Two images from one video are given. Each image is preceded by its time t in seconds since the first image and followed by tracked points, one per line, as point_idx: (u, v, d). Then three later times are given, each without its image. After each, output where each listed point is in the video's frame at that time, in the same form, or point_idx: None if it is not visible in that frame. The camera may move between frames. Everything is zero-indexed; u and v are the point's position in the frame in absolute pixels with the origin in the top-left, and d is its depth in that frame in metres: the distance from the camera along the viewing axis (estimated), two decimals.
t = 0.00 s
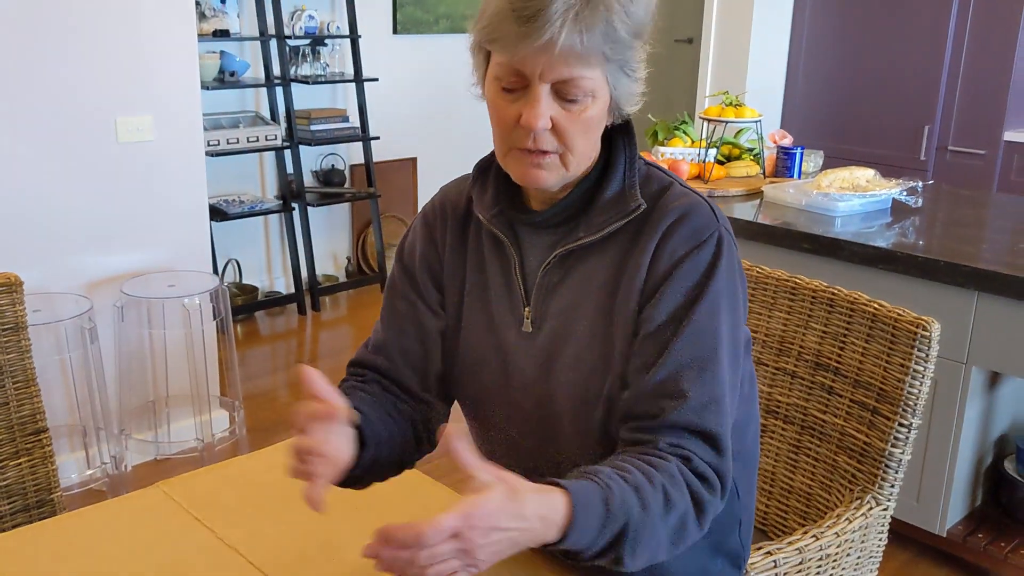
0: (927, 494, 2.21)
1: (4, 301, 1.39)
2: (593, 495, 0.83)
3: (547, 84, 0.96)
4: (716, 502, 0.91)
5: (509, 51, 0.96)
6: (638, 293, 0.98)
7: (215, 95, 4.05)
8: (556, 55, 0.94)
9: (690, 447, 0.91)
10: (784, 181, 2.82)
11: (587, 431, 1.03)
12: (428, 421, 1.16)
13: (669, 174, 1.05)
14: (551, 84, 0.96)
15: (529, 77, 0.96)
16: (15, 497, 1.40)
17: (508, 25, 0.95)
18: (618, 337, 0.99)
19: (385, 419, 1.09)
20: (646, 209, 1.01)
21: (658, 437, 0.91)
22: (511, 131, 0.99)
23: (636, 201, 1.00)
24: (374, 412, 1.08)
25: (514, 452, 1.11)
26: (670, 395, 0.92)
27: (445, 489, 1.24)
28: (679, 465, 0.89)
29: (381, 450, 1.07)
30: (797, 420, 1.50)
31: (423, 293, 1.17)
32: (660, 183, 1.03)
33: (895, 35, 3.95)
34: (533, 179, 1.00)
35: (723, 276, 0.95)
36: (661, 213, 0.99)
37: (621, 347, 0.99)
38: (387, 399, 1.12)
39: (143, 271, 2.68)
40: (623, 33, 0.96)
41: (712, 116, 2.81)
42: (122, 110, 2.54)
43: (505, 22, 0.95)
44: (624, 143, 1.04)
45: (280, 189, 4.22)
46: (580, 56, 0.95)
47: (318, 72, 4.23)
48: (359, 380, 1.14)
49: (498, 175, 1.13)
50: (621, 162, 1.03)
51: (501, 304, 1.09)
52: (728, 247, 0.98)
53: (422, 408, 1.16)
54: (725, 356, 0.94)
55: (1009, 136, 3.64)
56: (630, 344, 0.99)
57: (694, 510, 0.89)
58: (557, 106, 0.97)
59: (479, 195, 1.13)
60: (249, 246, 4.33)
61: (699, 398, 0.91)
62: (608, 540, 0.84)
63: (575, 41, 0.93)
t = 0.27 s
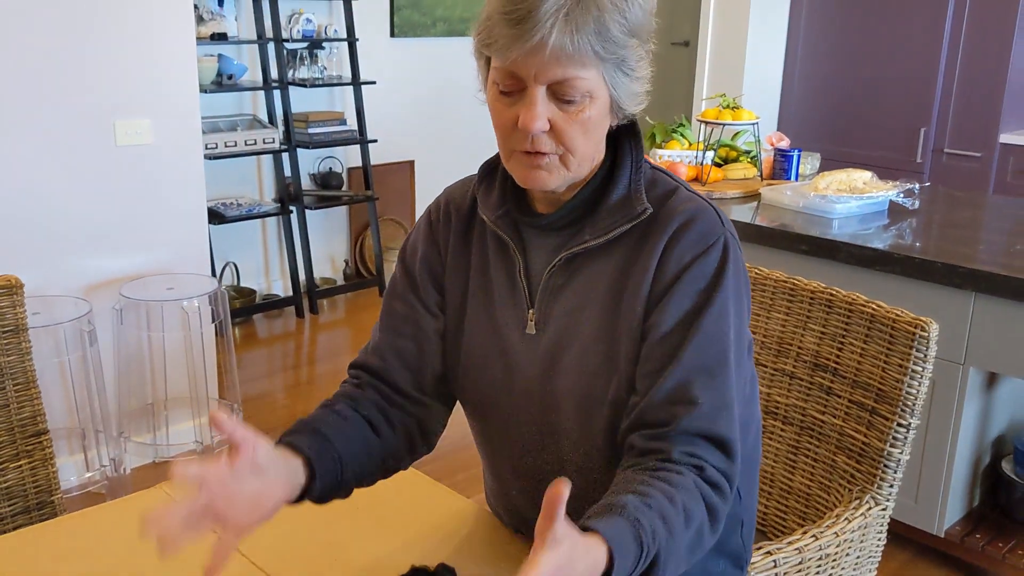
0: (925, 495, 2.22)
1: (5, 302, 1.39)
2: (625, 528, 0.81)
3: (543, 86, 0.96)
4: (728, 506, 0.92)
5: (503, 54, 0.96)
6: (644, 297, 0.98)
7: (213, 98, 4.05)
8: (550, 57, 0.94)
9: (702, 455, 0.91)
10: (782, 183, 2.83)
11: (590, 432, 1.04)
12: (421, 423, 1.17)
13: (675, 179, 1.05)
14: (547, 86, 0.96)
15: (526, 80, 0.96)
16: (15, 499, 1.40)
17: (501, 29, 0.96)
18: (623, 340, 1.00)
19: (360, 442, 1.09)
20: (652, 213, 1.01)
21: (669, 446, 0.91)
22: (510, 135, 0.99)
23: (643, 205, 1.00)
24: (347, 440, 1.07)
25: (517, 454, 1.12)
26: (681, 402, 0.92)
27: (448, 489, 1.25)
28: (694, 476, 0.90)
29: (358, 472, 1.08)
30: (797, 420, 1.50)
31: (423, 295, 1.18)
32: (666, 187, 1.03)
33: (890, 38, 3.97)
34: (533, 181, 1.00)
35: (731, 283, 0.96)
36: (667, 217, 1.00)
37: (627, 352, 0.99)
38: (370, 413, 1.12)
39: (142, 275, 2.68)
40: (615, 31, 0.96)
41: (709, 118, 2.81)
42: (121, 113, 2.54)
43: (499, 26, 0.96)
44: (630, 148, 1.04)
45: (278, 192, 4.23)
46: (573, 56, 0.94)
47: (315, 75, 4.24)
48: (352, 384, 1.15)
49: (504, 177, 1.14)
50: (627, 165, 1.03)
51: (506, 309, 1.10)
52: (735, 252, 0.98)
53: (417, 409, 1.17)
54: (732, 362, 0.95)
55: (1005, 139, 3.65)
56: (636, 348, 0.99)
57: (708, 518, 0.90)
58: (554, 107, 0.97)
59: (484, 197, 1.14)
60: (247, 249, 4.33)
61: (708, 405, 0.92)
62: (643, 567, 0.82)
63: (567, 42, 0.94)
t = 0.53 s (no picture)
0: (925, 496, 2.22)
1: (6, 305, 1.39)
2: (625, 523, 0.82)
3: (544, 85, 0.97)
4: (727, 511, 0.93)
5: (504, 53, 0.97)
6: (646, 303, 0.98)
7: (212, 101, 4.06)
8: (550, 56, 0.94)
9: (702, 461, 0.91)
10: (780, 186, 2.83)
11: (593, 435, 1.04)
12: (427, 427, 1.18)
13: (677, 184, 1.05)
14: (548, 86, 0.96)
15: (526, 79, 0.97)
16: (16, 502, 1.40)
17: (502, 27, 0.96)
18: (625, 344, 1.00)
19: (371, 446, 1.10)
20: (655, 218, 1.01)
21: (668, 451, 0.91)
22: (510, 133, 0.99)
23: (644, 210, 1.01)
24: (358, 444, 1.09)
25: (519, 456, 1.12)
26: (682, 407, 0.93)
27: (449, 491, 1.25)
28: (693, 479, 0.90)
29: (370, 475, 1.10)
30: (797, 423, 1.50)
31: (425, 298, 1.18)
32: (668, 192, 1.03)
33: (888, 41, 3.98)
34: (533, 181, 1.00)
35: (732, 289, 0.97)
36: (669, 222, 1.00)
37: (628, 356, 0.99)
38: (379, 418, 1.13)
39: (142, 278, 2.68)
40: (617, 32, 0.96)
41: (708, 121, 2.82)
42: (122, 116, 2.55)
43: (500, 24, 0.97)
44: (632, 152, 1.05)
45: (277, 195, 4.23)
46: (574, 55, 0.94)
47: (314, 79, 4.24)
48: (361, 391, 1.16)
49: (507, 181, 1.14)
50: (629, 170, 1.04)
51: (507, 314, 1.10)
52: (737, 258, 0.98)
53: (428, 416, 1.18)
54: (733, 368, 0.95)
55: (1003, 141, 3.67)
56: (638, 353, 0.99)
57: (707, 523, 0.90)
58: (555, 106, 0.97)
59: (487, 201, 1.15)
60: (245, 252, 4.33)
61: (709, 410, 0.92)
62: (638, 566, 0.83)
63: (568, 40, 0.94)
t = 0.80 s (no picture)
0: (924, 498, 2.23)
1: (6, 307, 1.39)
2: (638, 516, 0.82)
3: (545, 87, 0.97)
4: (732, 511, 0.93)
5: (505, 55, 0.97)
6: (649, 303, 0.99)
7: (211, 104, 4.06)
8: (551, 57, 0.95)
9: (706, 462, 0.92)
10: (779, 188, 2.83)
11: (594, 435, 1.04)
12: (429, 427, 1.18)
13: (681, 185, 1.06)
14: (549, 87, 0.97)
15: (527, 81, 0.97)
16: (16, 505, 1.40)
17: (502, 29, 0.97)
18: (628, 344, 1.00)
19: (374, 442, 1.11)
20: (658, 219, 1.02)
21: (673, 451, 0.92)
22: (512, 136, 1.00)
23: (648, 211, 1.01)
24: (360, 439, 1.09)
25: (521, 457, 1.12)
26: (686, 409, 0.93)
27: (450, 492, 1.25)
28: (699, 479, 0.90)
29: (372, 470, 1.10)
30: (797, 425, 1.50)
31: (428, 299, 1.18)
32: (672, 194, 1.04)
33: (886, 44, 3.99)
34: (537, 183, 1.01)
35: (735, 291, 0.97)
36: (673, 223, 1.00)
37: (631, 356, 1.00)
38: (381, 415, 1.14)
39: (141, 280, 2.69)
40: (617, 31, 0.96)
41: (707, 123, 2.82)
42: (121, 118, 2.55)
43: (500, 27, 0.97)
44: (635, 153, 1.05)
45: (276, 198, 4.23)
46: (575, 55, 0.95)
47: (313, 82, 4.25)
48: (363, 390, 1.16)
49: (510, 181, 1.15)
50: (632, 170, 1.04)
51: (510, 315, 1.10)
52: (741, 260, 0.99)
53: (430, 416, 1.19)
54: (737, 369, 0.95)
55: (1001, 144, 3.68)
56: (641, 354, 0.99)
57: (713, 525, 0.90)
58: (556, 108, 0.97)
59: (490, 201, 1.15)
60: (244, 255, 4.33)
61: (713, 412, 0.93)
62: (650, 561, 0.82)
63: (568, 40, 0.94)
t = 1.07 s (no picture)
0: (921, 501, 2.23)
1: (6, 310, 1.39)
2: (635, 512, 0.83)
3: (524, 92, 0.97)
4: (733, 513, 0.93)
5: (482, 68, 0.99)
6: (650, 306, 0.99)
7: (209, 108, 4.07)
8: (524, 63, 0.95)
9: (705, 464, 0.92)
10: (777, 191, 2.84)
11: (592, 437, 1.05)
12: (430, 429, 1.19)
13: (682, 188, 1.06)
14: (527, 92, 0.97)
15: (506, 89, 0.98)
16: (16, 507, 1.40)
17: (476, 45, 0.99)
18: (629, 346, 1.01)
19: (368, 440, 1.12)
20: (660, 222, 1.02)
21: (673, 451, 0.92)
22: (501, 145, 1.01)
23: (649, 214, 1.02)
24: (356, 434, 1.10)
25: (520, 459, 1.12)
26: (685, 411, 0.93)
27: (450, 495, 1.25)
28: (699, 478, 0.91)
29: (365, 468, 1.11)
30: (793, 428, 1.51)
31: (428, 302, 1.19)
32: (673, 197, 1.04)
33: (883, 48, 4.00)
34: (531, 188, 1.01)
35: (735, 293, 0.98)
36: (674, 226, 1.01)
37: (633, 358, 1.00)
38: (379, 415, 1.15)
39: (141, 284, 2.69)
40: (587, 28, 0.95)
41: (704, 127, 2.83)
42: (121, 122, 2.56)
43: (475, 41, 0.99)
44: (636, 156, 1.05)
45: (275, 202, 4.23)
46: (545, 58, 0.95)
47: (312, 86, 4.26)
48: (362, 392, 1.17)
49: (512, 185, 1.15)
50: (633, 174, 1.05)
51: (512, 318, 1.11)
52: (740, 264, 1.00)
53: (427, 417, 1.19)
54: (737, 372, 0.96)
55: (998, 147, 3.69)
56: (641, 356, 1.00)
57: (713, 525, 0.91)
58: (539, 111, 0.98)
59: (492, 205, 1.16)
60: (242, 259, 4.33)
61: (713, 414, 0.93)
62: (646, 558, 0.83)
63: (534, 45, 0.95)
